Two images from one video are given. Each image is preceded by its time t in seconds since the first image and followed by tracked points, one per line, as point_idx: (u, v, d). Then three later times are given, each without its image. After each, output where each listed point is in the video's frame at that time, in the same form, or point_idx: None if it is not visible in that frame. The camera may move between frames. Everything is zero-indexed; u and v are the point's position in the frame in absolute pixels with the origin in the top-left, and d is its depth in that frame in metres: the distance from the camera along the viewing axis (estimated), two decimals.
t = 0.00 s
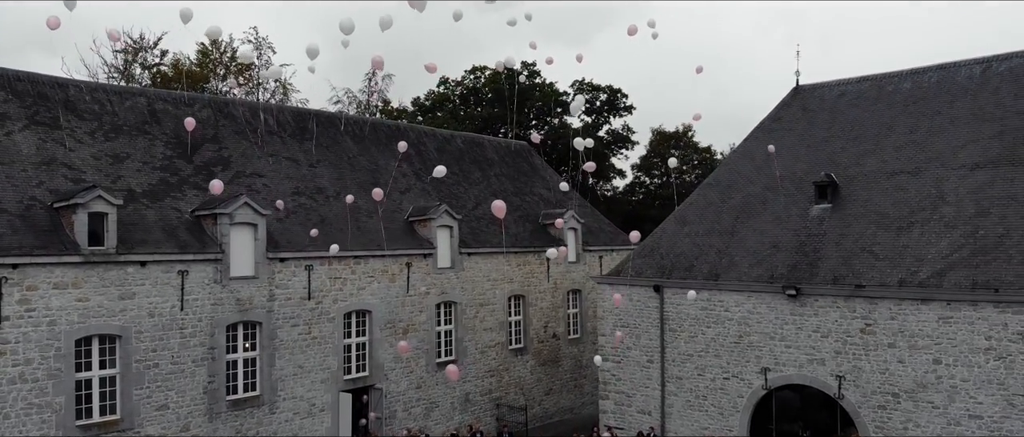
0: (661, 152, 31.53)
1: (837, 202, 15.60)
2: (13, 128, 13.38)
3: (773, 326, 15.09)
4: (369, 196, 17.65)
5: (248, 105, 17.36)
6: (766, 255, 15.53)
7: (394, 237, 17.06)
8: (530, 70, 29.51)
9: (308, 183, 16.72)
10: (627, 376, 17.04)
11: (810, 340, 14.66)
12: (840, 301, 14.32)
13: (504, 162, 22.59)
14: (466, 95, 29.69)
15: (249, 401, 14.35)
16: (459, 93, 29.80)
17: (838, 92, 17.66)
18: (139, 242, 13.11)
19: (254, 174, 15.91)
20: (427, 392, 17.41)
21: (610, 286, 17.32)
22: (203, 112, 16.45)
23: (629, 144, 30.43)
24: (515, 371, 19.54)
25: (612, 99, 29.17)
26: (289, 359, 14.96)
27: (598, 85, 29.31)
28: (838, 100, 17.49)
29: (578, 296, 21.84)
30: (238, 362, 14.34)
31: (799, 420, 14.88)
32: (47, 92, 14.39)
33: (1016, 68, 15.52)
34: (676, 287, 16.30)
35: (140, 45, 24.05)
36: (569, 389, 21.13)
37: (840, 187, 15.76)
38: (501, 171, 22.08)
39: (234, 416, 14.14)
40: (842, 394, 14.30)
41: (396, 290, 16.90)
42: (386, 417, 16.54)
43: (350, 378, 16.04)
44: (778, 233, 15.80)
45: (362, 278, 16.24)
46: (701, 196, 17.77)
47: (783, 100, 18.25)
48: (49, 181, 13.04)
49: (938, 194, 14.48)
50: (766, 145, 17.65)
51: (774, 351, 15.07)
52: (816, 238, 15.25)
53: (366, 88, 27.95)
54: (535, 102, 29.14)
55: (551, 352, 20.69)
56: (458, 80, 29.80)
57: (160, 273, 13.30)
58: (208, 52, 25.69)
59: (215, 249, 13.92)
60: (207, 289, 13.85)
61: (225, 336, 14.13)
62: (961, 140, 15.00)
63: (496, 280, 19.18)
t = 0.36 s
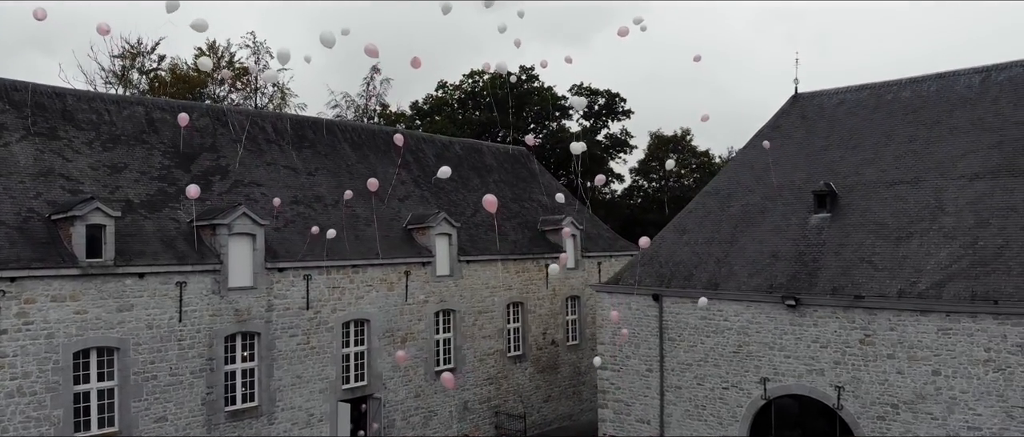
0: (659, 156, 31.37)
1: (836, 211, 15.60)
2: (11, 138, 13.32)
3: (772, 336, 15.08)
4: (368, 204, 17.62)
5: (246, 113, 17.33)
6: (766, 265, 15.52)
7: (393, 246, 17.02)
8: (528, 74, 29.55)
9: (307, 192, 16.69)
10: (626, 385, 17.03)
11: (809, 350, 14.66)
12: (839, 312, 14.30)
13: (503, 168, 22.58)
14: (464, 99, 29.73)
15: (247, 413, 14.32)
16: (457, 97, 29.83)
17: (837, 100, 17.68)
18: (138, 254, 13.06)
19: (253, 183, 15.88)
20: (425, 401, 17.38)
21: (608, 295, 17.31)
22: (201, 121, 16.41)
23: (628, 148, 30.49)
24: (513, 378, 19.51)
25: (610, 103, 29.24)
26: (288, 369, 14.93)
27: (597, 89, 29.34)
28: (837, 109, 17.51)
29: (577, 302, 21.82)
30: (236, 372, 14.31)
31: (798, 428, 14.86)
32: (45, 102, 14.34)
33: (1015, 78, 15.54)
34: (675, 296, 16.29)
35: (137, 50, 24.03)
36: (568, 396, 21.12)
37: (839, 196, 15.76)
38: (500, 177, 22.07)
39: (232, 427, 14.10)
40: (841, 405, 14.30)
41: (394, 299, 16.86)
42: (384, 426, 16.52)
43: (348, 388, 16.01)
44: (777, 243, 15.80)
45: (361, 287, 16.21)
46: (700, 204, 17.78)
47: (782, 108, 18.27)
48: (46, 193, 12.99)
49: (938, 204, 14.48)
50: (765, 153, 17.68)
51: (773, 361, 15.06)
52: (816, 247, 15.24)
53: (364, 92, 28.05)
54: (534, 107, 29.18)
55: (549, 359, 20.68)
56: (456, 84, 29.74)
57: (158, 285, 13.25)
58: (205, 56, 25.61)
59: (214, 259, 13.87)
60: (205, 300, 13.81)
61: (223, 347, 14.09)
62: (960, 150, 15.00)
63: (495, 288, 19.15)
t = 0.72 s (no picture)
0: (658, 160, 31.22)
1: (834, 222, 15.62)
2: (8, 151, 13.28)
3: (770, 348, 15.09)
4: (365, 213, 17.60)
5: (243, 122, 17.32)
6: (764, 276, 15.53)
7: (391, 255, 17.00)
8: (526, 79, 29.62)
9: (304, 201, 16.66)
10: (624, 395, 17.03)
11: (806, 361, 14.67)
12: (837, 324, 14.30)
13: (501, 175, 22.60)
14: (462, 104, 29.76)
15: (244, 424, 14.30)
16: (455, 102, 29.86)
17: (834, 110, 17.71)
18: (134, 266, 13.03)
19: (250, 193, 15.85)
20: (422, 410, 17.36)
21: (606, 304, 17.33)
22: (198, 131, 16.39)
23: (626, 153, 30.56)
24: (511, 387, 19.51)
25: (607, 107, 29.37)
26: (285, 380, 14.91)
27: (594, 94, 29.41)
28: (834, 119, 17.53)
29: (574, 309, 21.81)
30: (233, 384, 14.28)
31: None
32: (42, 113, 14.30)
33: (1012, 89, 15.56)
34: (673, 306, 16.29)
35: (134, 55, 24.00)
36: (565, 404, 21.13)
37: (836, 207, 15.78)
38: (498, 184, 22.08)
39: None
40: (838, 417, 14.31)
41: (392, 309, 16.84)
42: None
43: (346, 398, 16.00)
44: (774, 253, 15.81)
45: (358, 297, 16.18)
46: (698, 213, 17.80)
47: (779, 118, 18.30)
48: (43, 205, 12.95)
49: (935, 216, 14.49)
50: (762, 163, 17.71)
51: (771, 373, 15.07)
52: (813, 259, 15.24)
53: (361, 97, 28.13)
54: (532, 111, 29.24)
55: (547, 367, 20.68)
56: (454, 89, 29.70)
57: (155, 298, 13.22)
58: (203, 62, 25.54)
59: (210, 271, 13.84)
60: (202, 312, 13.78)
61: (220, 359, 14.07)
62: (957, 161, 15.00)
63: (492, 296, 19.14)
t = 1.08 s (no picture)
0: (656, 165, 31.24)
1: (831, 234, 15.64)
2: (5, 164, 13.25)
3: (768, 359, 15.11)
4: (363, 222, 17.60)
5: (241, 132, 17.31)
6: (761, 287, 15.54)
7: (388, 265, 16.99)
8: (523, 84, 29.64)
9: (302, 211, 16.65)
10: (622, 405, 17.06)
11: (804, 373, 14.69)
12: (834, 336, 14.31)
13: (498, 182, 22.60)
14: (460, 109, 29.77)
15: None
16: (453, 107, 29.86)
17: (832, 120, 17.73)
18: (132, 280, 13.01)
19: (247, 204, 15.83)
20: (420, 420, 17.36)
21: (604, 314, 17.36)
22: (195, 142, 16.37)
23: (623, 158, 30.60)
24: (508, 396, 19.52)
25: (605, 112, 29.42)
26: (282, 392, 14.91)
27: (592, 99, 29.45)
28: (832, 129, 17.56)
29: (572, 316, 21.82)
30: (231, 397, 14.28)
31: None
32: (39, 125, 14.28)
33: (1010, 100, 15.58)
34: (671, 317, 16.31)
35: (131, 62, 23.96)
36: (563, 412, 21.15)
37: (834, 218, 15.80)
38: (496, 192, 22.08)
39: None
40: (835, 429, 14.34)
41: (389, 319, 16.83)
42: None
43: (344, 409, 16.01)
44: (771, 264, 15.83)
45: (356, 308, 16.17)
46: (696, 223, 17.83)
47: (776, 128, 18.32)
48: (40, 219, 12.92)
49: (932, 228, 14.51)
50: (760, 173, 17.74)
51: (768, 384, 15.10)
52: (810, 270, 15.26)
53: (359, 102, 28.12)
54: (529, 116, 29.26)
55: (545, 375, 20.70)
56: (451, 94, 29.72)
57: (153, 311, 13.21)
58: (199, 68, 25.50)
59: (208, 284, 13.82)
60: (200, 325, 13.77)
61: (218, 371, 14.06)
62: (955, 174, 15.01)
63: (490, 305, 19.14)
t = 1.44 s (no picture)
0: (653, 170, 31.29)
1: (828, 245, 15.68)
2: (2, 177, 13.23)
3: (765, 371, 15.14)
4: (360, 232, 17.61)
5: (238, 142, 17.30)
6: (759, 298, 15.57)
7: (386, 275, 17.00)
8: (521, 89, 29.65)
9: (300, 221, 16.66)
10: (619, 415, 17.08)
11: (801, 385, 14.72)
12: (831, 348, 14.34)
13: (496, 189, 22.62)
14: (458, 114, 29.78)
15: None
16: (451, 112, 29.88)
17: (828, 130, 17.77)
18: (130, 294, 13.01)
19: (245, 215, 15.83)
20: (418, 430, 17.38)
21: (601, 324, 17.38)
22: (193, 152, 16.36)
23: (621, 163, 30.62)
24: (506, 404, 19.54)
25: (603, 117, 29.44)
26: (280, 404, 14.91)
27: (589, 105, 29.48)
28: (829, 139, 17.60)
29: (570, 324, 21.83)
30: (228, 409, 14.28)
31: None
32: (36, 138, 14.27)
33: (1007, 112, 15.61)
34: (668, 327, 16.34)
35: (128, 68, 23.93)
36: (560, 420, 21.18)
37: (831, 230, 15.84)
38: (494, 199, 22.10)
39: None
40: None
41: (387, 329, 16.84)
42: None
43: (342, 420, 16.02)
44: (768, 275, 15.87)
45: (353, 318, 16.17)
46: (693, 233, 17.85)
47: (773, 137, 18.36)
48: (38, 232, 12.92)
49: (928, 240, 14.55)
50: (757, 184, 17.78)
51: (766, 396, 15.14)
52: (807, 282, 15.30)
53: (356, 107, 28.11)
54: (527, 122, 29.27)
55: (543, 383, 20.72)
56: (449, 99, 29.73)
57: (151, 324, 13.21)
58: (197, 73, 25.48)
59: (206, 297, 13.82)
60: (198, 338, 13.77)
61: (216, 384, 14.06)
62: (951, 186, 15.05)
63: (488, 313, 19.15)
